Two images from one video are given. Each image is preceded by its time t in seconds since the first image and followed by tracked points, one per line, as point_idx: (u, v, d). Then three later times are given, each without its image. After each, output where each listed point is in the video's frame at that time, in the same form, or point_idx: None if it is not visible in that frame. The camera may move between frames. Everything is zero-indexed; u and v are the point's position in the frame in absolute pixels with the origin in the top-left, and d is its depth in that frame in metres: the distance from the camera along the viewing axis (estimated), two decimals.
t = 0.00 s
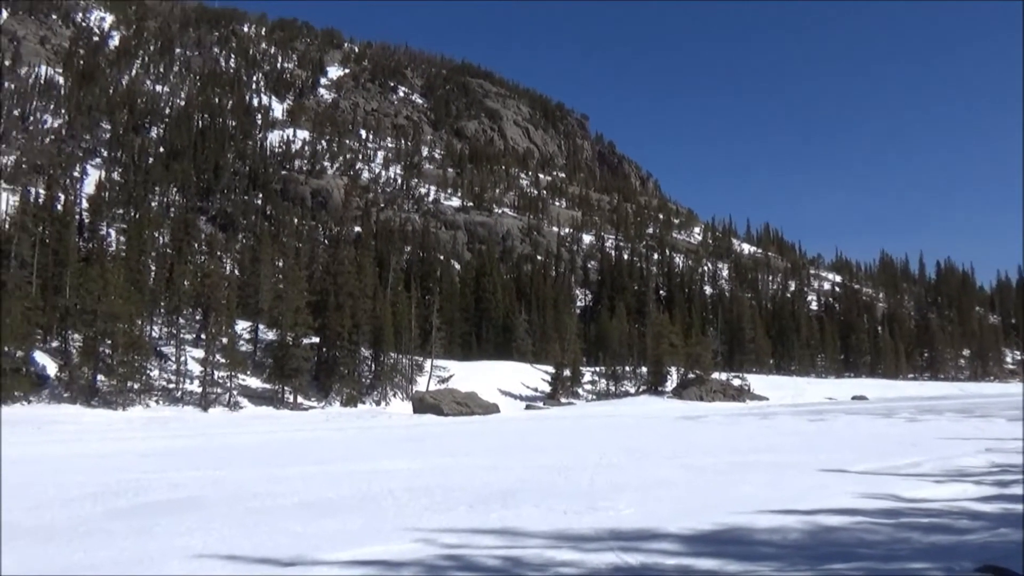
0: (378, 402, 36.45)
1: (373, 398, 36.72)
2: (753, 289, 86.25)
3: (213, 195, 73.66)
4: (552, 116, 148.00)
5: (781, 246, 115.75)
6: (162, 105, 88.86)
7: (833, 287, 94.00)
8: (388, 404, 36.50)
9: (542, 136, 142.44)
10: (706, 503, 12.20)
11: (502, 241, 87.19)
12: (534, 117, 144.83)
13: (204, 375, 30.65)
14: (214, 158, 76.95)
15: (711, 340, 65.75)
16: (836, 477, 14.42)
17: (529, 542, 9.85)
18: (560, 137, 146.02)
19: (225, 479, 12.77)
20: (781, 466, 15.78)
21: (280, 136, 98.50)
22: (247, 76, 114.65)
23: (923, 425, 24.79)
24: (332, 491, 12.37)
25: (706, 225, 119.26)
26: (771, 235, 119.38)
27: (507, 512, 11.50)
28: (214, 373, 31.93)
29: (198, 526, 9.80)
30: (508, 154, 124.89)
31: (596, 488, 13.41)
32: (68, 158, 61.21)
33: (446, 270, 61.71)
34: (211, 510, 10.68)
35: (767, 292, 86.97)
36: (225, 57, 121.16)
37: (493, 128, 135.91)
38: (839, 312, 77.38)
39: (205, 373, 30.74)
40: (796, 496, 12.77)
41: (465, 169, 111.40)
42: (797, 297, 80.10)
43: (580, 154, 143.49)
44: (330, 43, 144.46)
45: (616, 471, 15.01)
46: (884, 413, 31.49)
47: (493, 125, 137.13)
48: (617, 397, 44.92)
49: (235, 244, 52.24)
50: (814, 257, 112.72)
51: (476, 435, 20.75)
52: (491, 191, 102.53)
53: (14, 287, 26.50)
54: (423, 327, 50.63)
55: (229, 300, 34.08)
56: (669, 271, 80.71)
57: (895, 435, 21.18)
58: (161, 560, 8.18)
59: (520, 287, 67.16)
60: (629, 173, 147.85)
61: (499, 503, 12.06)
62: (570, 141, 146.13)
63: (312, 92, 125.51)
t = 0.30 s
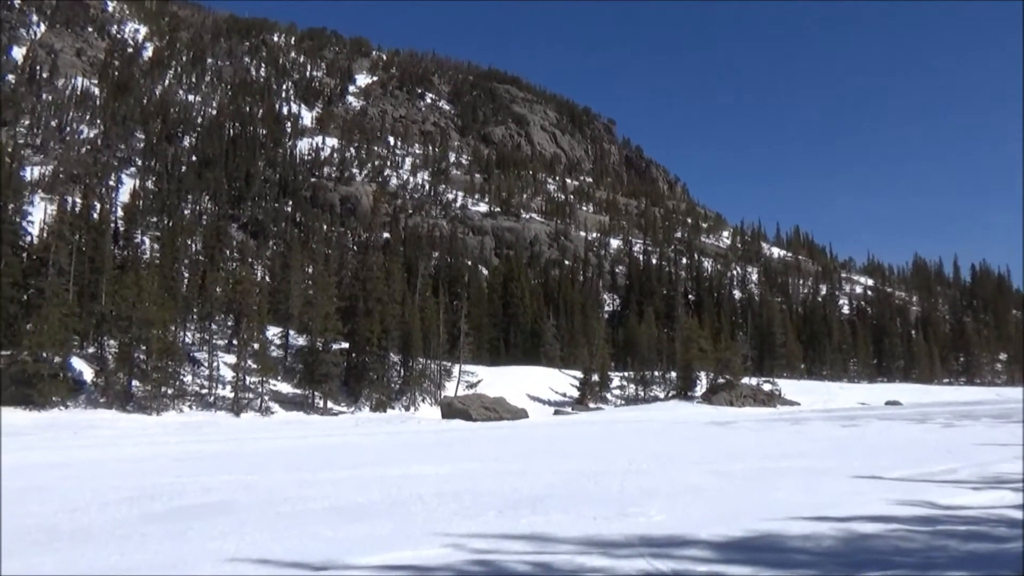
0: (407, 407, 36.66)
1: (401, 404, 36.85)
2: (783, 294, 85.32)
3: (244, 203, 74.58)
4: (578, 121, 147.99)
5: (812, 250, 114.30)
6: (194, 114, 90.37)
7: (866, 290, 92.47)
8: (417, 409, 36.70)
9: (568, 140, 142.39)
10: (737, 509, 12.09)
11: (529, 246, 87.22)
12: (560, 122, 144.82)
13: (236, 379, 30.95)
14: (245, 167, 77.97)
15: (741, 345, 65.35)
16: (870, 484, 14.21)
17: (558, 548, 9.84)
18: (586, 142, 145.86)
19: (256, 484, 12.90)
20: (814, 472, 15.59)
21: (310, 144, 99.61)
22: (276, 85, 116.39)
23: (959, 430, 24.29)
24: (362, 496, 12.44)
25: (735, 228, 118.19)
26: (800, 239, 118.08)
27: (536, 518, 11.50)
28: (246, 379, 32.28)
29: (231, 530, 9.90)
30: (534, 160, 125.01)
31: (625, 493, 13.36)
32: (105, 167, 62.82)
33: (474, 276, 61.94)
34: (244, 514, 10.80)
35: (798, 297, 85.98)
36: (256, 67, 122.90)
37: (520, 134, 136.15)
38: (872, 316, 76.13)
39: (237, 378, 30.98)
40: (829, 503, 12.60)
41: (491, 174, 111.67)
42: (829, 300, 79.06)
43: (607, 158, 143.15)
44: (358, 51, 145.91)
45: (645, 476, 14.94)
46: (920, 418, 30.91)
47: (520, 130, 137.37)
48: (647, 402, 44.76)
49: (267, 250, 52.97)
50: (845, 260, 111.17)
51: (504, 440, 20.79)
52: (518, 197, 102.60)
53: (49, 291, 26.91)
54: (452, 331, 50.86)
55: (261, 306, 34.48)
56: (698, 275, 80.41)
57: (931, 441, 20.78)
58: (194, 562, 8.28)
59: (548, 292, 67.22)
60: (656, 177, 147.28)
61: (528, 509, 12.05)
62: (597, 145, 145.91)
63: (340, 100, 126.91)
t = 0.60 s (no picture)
0: (436, 412, 36.83)
1: (430, 409, 36.99)
2: (815, 297, 84.20)
3: (275, 210, 75.34)
4: (605, 125, 147.74)
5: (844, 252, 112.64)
6: (226, 124, 91.90)
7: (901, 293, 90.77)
8: (446, 414, 36.85)
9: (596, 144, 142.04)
10: (770, 515, 11.95)
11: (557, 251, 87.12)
12: (587, 126, 144.60)
13: (269, 384, 31.26)
14: (275, 175, 78.88)
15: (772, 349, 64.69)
16: (906, 491, 13.96)
17: (590, 554, 9.80)
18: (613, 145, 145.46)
19: (287, 489, 13.01)
20: (849, 478, 15.36)
21: (338, 152, 100.61)
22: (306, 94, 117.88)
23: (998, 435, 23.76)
24: (392, 501, 12.50)
25: (765, 231, 116.94)
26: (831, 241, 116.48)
27: (566, 523, 11.48)
28: (277, 384, 32.59)
29: (264, 534, 10.02)
30: (561, 164, 124.90)
31: (656, 499, 13.27)
32: (140, 178, 64.24)
33: (502, 282, 61.97)
34: (276, 518, 10.92)
35: (830, 299, 84.74)
36: (285, 76, 124.60)
37: (547, 138, 136.17)
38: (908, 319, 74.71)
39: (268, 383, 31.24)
40: (865, 509, 12.41)
41: (519, 179, 111.82)
42: (862, 301, 77.79)
43: (634, 162, 142.60)
44: (385, 59, 147.20)
45: (676, 482, 14.85)
46: (958, 421, 30.25)
47: (547, 135, 137.41)
48: (676, 407, 44.53)
49: (296, 257, 53.64)
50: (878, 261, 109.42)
51: (534, 445, 20.79)
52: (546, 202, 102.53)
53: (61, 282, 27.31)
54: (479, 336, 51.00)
55: (291, 312, 34.81)
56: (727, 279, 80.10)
57: (969, 446, 20.34)
58: (228, 566, 8.38)
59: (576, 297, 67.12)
60: (685, 180, 146.34)
61: (558, 515, 12.03)
62: (624, 149, 145.45)
63: (368, 107, 128.05)
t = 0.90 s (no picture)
0: (469, 418, 37.01)
1: (464, 414, 37.12)
2: (852, 300, 82.87)
3: (310, 218, 76.14)
4: (636, 128, 147.17)
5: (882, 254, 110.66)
6: (262, 133, 93.43)
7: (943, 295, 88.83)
8: (479, 419, 37.01)
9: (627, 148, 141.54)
10: (809, 522, 11.77)
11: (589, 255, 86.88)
12: (619, 130, 144.12)
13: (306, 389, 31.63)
14: (310, 182, 79.76)
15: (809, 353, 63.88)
16: (950, 496, 13.66)
17: (626, 560, 9.73)
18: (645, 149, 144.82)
19: (323, 493, 13.14)
20: (890, 484, 15.07)
21: (372, 159, 101.58)
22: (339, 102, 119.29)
23: None
24: (426, 506, 12.54)
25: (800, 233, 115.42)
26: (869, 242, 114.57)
27: (602, 529, 11.43)
28: (313, 390, 32.91)
29: (301, 538, 10.10)
30: (593, 168, 124.65)
31: (692, 505, 13.15)
32: (179, 187, 65.67)
33: (535, 287, 61.97)
34: (313, 522, 11.02)
35: (869, 302, 83.22)
36: (319, 85, 126.31)
37: (578, 143, 135.99)
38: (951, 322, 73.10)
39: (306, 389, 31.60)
40: (907, 516, 12.17)
41: (550, 184, 111.86)
42: (903, 303, 76.32)
43: (666, 166, 141.80)
44: (417, 65, 148.28)
45: (712, 488, 14.70)
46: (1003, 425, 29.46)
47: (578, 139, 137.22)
48: (711, 412, 44.17)
49: (331, 263, 54.26)
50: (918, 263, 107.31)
51: (568, 450, 20.72)
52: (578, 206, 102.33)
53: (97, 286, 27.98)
54: (513, 342, 51.13)
55: (326, 318, 35.15)
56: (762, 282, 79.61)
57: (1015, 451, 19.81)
58: (266, 568, 8.48)
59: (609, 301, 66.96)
60: (718, 183, 145.05)
61: (593, 520, 11.97)
62: (656, 152, 144.72)
63: (400, 115, 129.12)
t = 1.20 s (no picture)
0: (510, 421, 37.12)
1: (504, 419, 37.20)
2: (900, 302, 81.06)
3: (351, 223, 76.94)
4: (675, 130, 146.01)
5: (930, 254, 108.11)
6: (304, 141, 94.97)
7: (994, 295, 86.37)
8: (520, 423, 37.10)
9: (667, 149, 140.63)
10: (858, 530, 11.53)
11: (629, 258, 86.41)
12: (658, 131, 143.16)
13: (348, 394, 32.04)
14: (351, 188, 80.71)
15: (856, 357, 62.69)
16: (1006, 503, 13.24)
17: (669, 567, 9.63)
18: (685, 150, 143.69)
19: (366, 496, 13.27)
20: (942, 491, 14.69)
21: (411, 165, 102.46)
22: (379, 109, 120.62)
23: None
24: (468, 510, 12.59)
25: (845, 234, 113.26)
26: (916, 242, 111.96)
27: (644, 535, 11.35)
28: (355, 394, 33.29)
29: (344, 542, 10.20)
30: (632, 171, 124.00)
31: (737, 511, 12.99)
32: (223, 195, 67.04)
33: (574, 291, 61.83)
34: (356, 525, 11.13)
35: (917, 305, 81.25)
36: (359, 93, 127.89)
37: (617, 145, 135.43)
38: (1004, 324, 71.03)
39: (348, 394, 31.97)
40: (960, 524, 11.84)
41: (589, 187, 111.60)
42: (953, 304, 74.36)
43: (707, 167, 140.41)
44: (455, 70, 149.10)
45: (757, 494, 14.48)
46: None
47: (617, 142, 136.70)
48: (755, 417, 43.64)
49: (373, 269, 54.88)
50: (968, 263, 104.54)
51: (611, 455, 20.59)
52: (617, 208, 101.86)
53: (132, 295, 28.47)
54: (553, 346, 51.13)
55: (368, 323, 35.50)
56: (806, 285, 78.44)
57: None
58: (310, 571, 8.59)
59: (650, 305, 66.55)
60: (759, 184, 143.11)
61: (635, 526, 11.89)
62: (695, 154, 143.46)
63: (439, 120, 129.98)
